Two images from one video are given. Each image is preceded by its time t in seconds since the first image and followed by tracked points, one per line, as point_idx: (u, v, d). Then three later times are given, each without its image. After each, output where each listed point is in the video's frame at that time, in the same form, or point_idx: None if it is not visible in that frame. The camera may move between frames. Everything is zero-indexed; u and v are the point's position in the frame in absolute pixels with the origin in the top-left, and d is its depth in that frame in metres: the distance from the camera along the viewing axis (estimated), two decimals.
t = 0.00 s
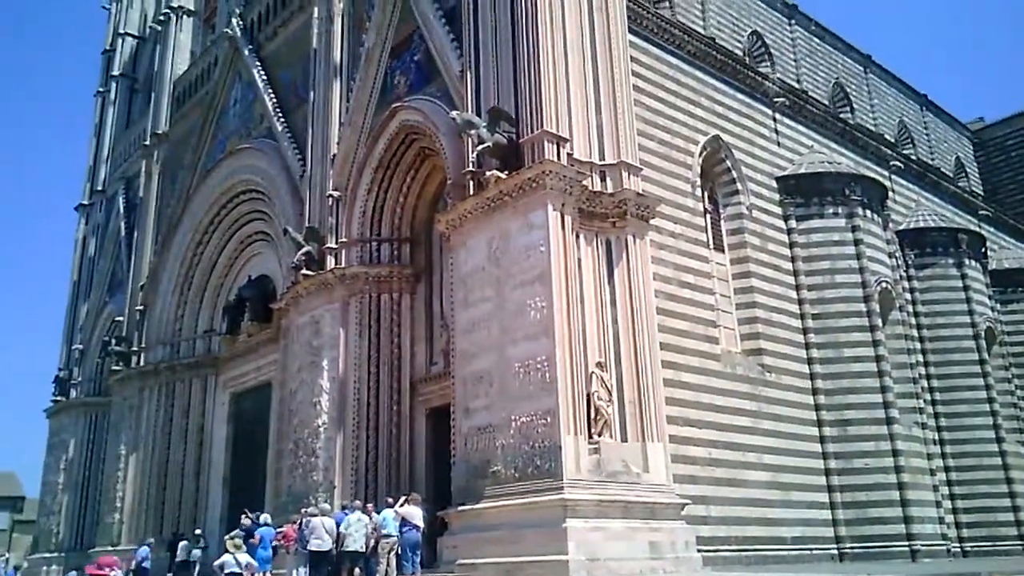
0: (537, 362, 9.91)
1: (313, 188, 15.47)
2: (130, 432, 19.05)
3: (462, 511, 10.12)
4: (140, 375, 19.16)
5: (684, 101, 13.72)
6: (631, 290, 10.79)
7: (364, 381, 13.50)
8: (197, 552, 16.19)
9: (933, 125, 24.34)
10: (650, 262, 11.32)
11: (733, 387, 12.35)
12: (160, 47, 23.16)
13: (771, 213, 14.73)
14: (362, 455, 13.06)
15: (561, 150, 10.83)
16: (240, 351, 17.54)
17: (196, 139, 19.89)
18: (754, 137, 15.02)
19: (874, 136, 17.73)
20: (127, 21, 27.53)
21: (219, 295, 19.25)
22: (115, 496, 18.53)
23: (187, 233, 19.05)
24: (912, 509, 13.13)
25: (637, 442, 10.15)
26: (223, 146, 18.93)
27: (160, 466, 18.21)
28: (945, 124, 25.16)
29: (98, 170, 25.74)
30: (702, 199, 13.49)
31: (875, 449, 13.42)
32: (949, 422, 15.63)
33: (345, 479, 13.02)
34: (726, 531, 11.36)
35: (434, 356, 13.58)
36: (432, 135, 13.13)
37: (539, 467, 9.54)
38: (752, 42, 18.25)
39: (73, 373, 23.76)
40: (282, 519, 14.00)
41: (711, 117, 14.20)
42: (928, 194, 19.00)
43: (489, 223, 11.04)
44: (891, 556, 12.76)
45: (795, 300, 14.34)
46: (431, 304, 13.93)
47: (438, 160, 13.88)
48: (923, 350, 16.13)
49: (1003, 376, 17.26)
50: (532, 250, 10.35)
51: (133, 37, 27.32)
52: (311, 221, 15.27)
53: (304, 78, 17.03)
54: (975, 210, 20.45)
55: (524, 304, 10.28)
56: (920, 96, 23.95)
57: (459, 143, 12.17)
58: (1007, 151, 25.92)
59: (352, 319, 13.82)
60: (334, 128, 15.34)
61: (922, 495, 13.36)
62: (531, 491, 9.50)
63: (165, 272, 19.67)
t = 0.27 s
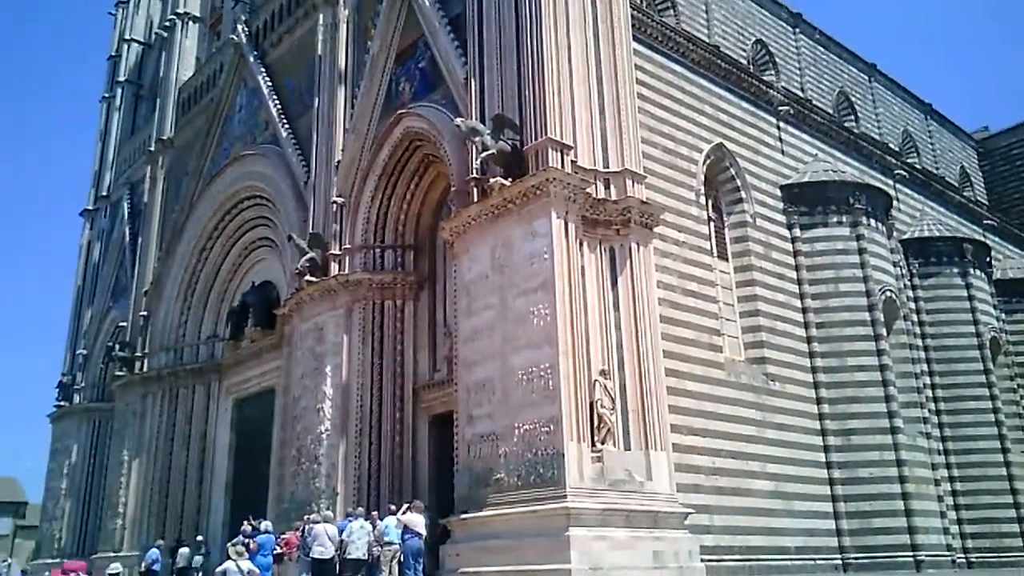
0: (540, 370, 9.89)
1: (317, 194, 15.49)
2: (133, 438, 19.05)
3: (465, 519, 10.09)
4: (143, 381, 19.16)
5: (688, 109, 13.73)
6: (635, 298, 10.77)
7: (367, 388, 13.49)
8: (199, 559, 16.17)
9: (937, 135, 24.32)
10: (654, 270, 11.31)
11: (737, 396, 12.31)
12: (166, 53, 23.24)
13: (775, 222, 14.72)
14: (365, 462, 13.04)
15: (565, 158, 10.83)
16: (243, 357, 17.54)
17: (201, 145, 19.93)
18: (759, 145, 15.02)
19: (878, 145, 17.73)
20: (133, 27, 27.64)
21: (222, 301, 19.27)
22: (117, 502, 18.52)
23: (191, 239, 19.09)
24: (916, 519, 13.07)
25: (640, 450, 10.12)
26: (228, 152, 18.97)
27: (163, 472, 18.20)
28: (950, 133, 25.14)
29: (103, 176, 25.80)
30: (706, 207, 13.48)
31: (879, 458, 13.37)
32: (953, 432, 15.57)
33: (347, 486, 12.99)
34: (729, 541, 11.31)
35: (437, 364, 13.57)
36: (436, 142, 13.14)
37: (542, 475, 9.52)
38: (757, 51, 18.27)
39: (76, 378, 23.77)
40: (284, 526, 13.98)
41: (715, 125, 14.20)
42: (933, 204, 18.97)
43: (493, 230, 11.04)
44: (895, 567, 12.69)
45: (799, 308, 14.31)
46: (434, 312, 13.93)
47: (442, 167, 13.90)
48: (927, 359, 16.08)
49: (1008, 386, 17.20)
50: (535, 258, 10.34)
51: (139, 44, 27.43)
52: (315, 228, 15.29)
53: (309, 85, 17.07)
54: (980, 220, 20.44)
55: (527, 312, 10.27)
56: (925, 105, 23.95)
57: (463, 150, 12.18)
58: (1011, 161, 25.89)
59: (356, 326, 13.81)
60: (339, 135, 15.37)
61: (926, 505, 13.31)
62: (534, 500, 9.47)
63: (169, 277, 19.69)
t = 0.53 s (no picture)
0: (545, 387, 9.86)
1: (323, 209, 15.53)
2: (137, 453, 19.04)
3: (469, 537, 10.03)
4: (149, 396, 19.15)
5: (694, 126, 13.75)
6: (641, 315, 10.74)
7: (371, 404, 13.46)
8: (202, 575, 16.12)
9: (944, 152, 24.30)
10: (660, 286, 11.28)
11: (743, 413, 12.25)
12: (175, 69, 23.39)
13: (782, 238, 14.69)
14: (369, 479, 12.99)
15: (571, 174, 10.84)
16: (248, 372, 17.53)
17: (208, 160, 20.01)
18: (765, 162, 15.02)
19: (885, 162, 17.71)
20: (142, 43, 27.84)
21: (228, 316, 19.30)
22: (121, 518, 18.49)
23: (198, 254, 19.14)
24: (924, 539, 12.94)
25: (645, 468, 10.05)
26: (235, 167, 19.05)
27: (167, 488, 18.16)
28: (957, 151, 25.11)
29: (111, 191, 25.90)
30: (712, 224, 13.46)
31: (887, 477, 13.27)
32: (961, 451, 15.46)
33: (351, 502, 12.93)
34: (736, 560, 11.22)
35: (442, 380, 13.54)
36: (442, 158, 13.17)
37: (547, 493, 9.46)
38: (763, 68, 18.31)
39: (81, 393, 23.77)
40: (288, 542, 13.91)
41: (721, 142, 14.21)
42: (939, 221, 18.92)
43: (499, 246, 11.04)
44: None
45: (805, 325, 14.26)
46: (440, 327, 13.91)
47: (448, 183, 13.92)
48: (935, 377, 15.99)
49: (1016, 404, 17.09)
50: (541, 274, 10.33)
51: (148, 59, 27.62)
52: (321, 243, 15.31)
53: (316, 101, 17.14)
54: (987, 237, 20.38)
55: (533, 328, 10.25)
56: (931, 122, 23.94)
57: (469, 166, 12.20)
58: (1019, 178, 25.83)
59: (361, 341, 13.79)
60: (346, 150, 15.41)
61: (934, 525, 13.19)
62: (539, 518, 9.41)
63: (175, 291, 19.72)
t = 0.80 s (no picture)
0: (547, 403, 9.82)
1: (326, 225, 15.54)
2: (137, 470, 18.97)
3: (470, 554, 9.96)
4: (149, 412, 19.10)
5: (695, 142, 13.78)
6: (643, 331, 10.72)
7: (372, 420, 13.41)
8: None
9: (946, 169, 24.33)
10: (662, 303, 11.26)
11: (746, 430, 12.20)
12: (178, 85, 23.50)
13: (784, 255, 14.69)
14: (369, 495, 12.93)
15: (573, 190, 10.85)
16: (249, 389, 17.49)
17: (211, 176, 20.06)
18: (767, 179, 15.04)
19: (886, 180, 17.73)
20: (146, 59, 27.97)
21: (229, 332, 19.30)
22: (120, 534, 18.40)
23: (200, 269, 19.15)
24: (928, 558, 12.85)
25: (648, 485, 10.00)
26: (238, 183, 19.10)
27: (166, 504, 18.08)
28: (958, 168, 25.15)
29: (113, 207, 25.96)
30: (714, 240, 13.46)
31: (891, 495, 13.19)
32: (965, 469, 15.39)
33: (352, 519, 12.86)
34: None
35: (443, 396, 13.51)
36: (445, 174, 13.19)
37: (549, 510, 9.41)
38: (764, 85, 18.37)
39: (81, 409, 23.73)
40: (288, 560, 13.83)
41: (723, 159, 14.23)
42: (941, 238, 18.92)
43: (501, 262, 11.03)
44: None
45: (808, 342, 14.23)
46: (441, 343, 13.89)
47: (451, 199, 13.94)
48: (938, 394, 15.94)
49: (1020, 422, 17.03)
50: (543, 289, 10.32)
51: (152, 76, 27.76)
52: (323, 259, 15.32)
53: (319, 117, 17.20)
54: (989, 254, 20.37)
55: (535, 344, 10.23)
56: (932, 139, 23.99)
57: (472, 182, 12.22)
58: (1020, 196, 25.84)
59: (362, 357, 13.76)
60: (348, 166, 15.44)
61: (938, 543, 13.09)
62: (540, 535, 9.35)
63: (177, 307, 19.72)
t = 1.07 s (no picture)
0: (549, 417, 9.80)
1: (327, 240, 15.55)
2: (137, 485, 18.92)
3: (472, 571, 9.92)
4: (149, 427, 19.05)
5: (696, 156, 13.82)
6: (644, 346, 10.71)
7: (373, 434, 13.39)
8: None
9: (945, 182, 24.38)
10: (663, 316, 11.26)
11: (748, 444, 12.17)
12: (180, 100, 23.56)
13: (784, 268, 14.70)
14: (371, 510, 12.89)
15: (574, 205, 10.87)
16: (250, 404, 17.46)
17: (212, 190, 20.10)
18: (767, 192, 15.07)
19: (886, 193, 17.77)
20: (147, 73, 28.06)
21: (230, 346, 19.34)
22: (120, 550, 18.32)
23: (200, 283, 19.16)
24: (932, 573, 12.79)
25: (650, 500, 9.97)
26: (239, 198, 19.13)
27: (166, 520, 18.02)
28: (958, 181, 25.20)
29: (114, 221, 26.00)
30: (715, 254, 13.48)
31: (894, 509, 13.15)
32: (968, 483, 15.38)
33: (353, 534, 12.82)
34: None
35: (445, 411, 13.50)
36: (446, 188, 13.22)
37: (551, 526, 9.37)
38: (764, 98, 18.42)
39: (81, 424, 23.70)
40: None
41: (723, 173, 14.26)
42: (942, 251, 18.95)
43: (502, 276, 11.04)
44: None
45: (809, 355, 14.22)
46: (442, 358, 13.89)
47: (452, 213, 13.96)
48: (940, 407, 15.92)
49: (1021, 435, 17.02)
50: (545, 303, 10.32)
51: (153, 90, 27.85)
52: (324, 273, 15.32)
53: (320, 131, 17.24)
54: (989, 267, 20.39)
55: (537, 358, 10.22)
56: (932, 152, 24.05)
57: (473, 196, 12.24)
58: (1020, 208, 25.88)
59: (364, 372, 13.74)
60: (349, 181, 15.47)
61: (941, 558, 13.03)
62: (543, 551, 9.32)
63: (177, 321, 19.71)
